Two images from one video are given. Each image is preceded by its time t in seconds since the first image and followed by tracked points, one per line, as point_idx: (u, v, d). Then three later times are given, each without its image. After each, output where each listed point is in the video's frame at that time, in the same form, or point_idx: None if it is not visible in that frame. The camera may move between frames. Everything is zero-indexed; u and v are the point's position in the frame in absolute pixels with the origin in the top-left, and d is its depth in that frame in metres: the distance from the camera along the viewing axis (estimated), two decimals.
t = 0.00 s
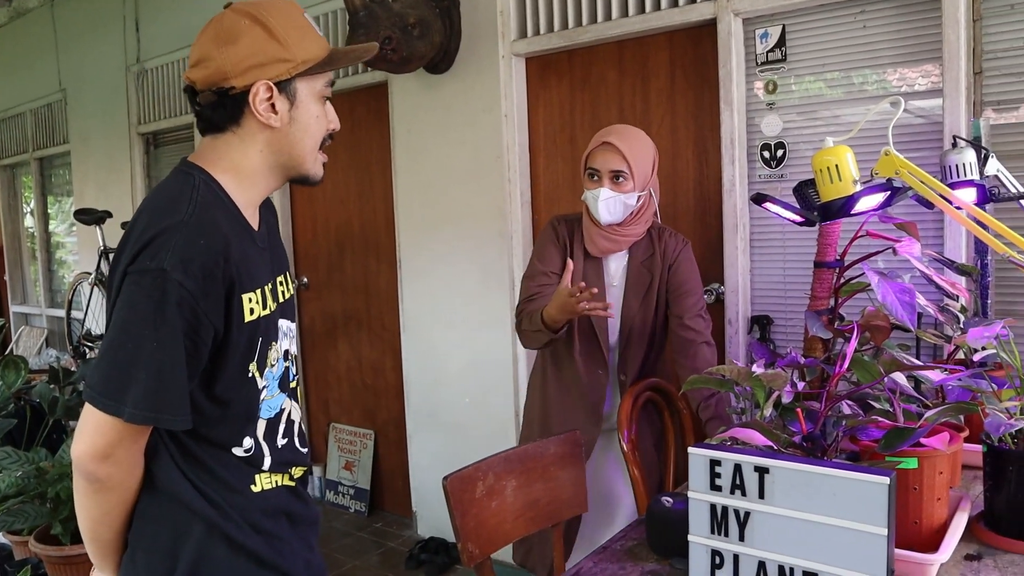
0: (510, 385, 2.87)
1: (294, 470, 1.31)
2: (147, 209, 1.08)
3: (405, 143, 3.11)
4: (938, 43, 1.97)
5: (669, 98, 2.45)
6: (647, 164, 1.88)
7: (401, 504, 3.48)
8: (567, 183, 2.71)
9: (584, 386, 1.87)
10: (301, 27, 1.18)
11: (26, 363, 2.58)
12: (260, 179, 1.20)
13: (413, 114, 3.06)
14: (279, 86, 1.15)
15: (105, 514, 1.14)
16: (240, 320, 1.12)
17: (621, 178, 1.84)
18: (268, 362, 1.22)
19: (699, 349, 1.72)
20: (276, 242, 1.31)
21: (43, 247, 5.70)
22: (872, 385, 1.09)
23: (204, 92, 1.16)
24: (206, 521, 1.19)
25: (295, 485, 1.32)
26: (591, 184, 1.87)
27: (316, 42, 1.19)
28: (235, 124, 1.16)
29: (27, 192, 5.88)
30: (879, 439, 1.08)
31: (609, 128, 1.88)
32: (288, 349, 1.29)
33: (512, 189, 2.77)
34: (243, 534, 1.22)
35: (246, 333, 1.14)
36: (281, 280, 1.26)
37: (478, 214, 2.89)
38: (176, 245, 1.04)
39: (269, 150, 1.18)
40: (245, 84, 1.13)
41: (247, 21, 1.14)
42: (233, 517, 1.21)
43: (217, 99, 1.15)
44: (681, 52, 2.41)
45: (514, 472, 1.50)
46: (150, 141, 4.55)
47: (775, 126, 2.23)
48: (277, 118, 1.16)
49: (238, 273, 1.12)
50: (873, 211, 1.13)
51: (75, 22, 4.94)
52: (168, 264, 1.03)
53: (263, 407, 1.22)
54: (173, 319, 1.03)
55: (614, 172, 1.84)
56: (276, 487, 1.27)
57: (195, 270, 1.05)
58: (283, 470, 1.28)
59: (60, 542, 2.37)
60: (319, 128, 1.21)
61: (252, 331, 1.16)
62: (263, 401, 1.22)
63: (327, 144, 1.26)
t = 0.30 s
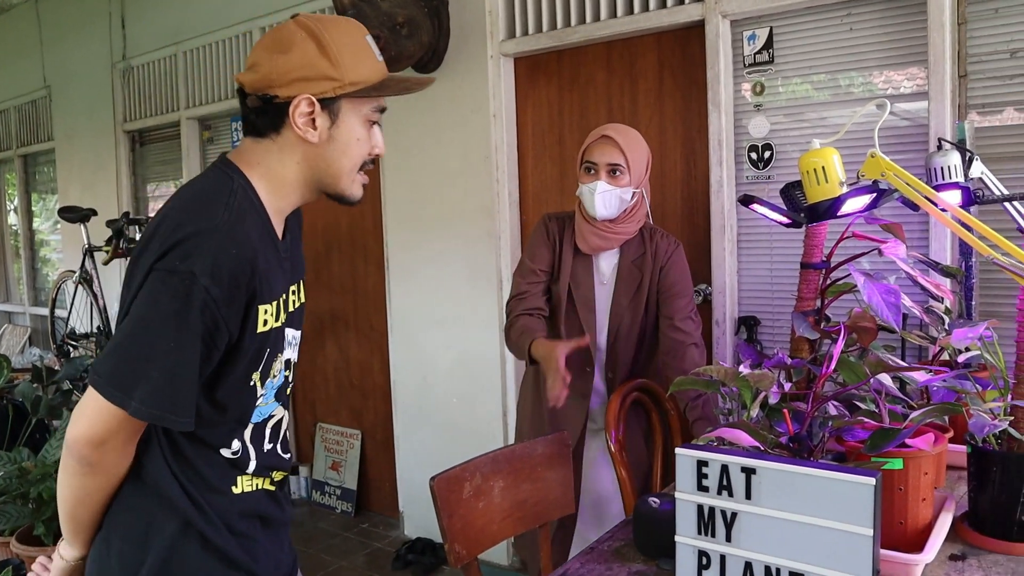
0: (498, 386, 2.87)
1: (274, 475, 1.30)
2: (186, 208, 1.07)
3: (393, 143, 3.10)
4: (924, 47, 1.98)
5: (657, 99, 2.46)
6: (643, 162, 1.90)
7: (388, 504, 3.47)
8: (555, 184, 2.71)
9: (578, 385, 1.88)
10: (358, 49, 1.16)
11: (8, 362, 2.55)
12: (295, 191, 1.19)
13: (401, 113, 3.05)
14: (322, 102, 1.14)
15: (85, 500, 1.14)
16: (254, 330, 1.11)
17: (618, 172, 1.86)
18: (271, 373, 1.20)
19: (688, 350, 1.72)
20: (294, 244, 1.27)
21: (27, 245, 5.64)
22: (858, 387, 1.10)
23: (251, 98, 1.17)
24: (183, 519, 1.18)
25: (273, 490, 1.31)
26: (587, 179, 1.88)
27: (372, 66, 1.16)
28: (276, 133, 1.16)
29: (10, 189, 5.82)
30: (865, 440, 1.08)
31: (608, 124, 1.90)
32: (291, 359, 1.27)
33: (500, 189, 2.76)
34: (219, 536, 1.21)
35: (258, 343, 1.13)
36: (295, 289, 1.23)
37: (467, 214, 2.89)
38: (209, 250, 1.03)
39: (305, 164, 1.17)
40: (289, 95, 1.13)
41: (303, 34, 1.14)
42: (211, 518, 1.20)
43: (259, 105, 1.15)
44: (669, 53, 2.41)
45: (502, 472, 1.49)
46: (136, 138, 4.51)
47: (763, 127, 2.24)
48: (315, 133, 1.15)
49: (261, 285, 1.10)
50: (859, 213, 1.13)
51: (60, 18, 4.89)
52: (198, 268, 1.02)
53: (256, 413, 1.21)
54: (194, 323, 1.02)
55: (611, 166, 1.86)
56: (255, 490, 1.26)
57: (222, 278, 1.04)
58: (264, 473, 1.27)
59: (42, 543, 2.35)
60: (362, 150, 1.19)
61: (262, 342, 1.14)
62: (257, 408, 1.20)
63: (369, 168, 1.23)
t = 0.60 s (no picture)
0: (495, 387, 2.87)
1: (276, 475, 1.29)
2: (225, 211, 1.07)
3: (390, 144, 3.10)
4: (921, 50, 1.99)
5: (654, 102, 2.46)
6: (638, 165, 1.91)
7: (384, 506, 3.47)
8: (552, 186, 2.71)
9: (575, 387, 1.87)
10: (422, 87, 1.16)
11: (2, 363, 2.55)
12: (336, 210, 1.19)
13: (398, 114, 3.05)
14: (376, 131, 1.14)
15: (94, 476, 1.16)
16: (275, 338, 1.12)
17: (618, 175, 1.86)
18: (286, 380, 1.20)
19: (684, 351, 1.73)
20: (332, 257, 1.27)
21: (21, 246, 5.61)
22: (855, 389, 1.10)
23: (313, 112, 1.18)
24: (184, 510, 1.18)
25: (274, 490, 1.30)
26: (585, 181, 1.88)
27: (431, 104, 1.16)
28: (328, 151, 1.16)
29: (5, 189, 5.80)
30: (862, 442, 1.08)
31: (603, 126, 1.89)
32: (310, 367, 1.27)
33: (497, 190, 2.76)
34: (215, 530, 1.20)
35: (277, 350, 1.14)
36: (323, 301, 1.22)
37: (464, 216, 2.88)
38: (243, 256, 1.04)
39: (350, 186, 1.17)
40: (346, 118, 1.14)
41: (371, 61, 1.14)
42: (211, 512, 1.19)
43: (318, 121, 1.17)
44: (666, 56, 2.42)
45: (498, 475, 1.50)
46: (131, 138, 4.50)
47: (760, 130, 2.24)
48: (363, 160, 1.15)
49: (289, 296, 1.11)
50: (857, 215, 1.14)
51: (55, 17, 4.87)
52: (231, 274, 1.02)
53: (268, 416, 1.21)
54: (222, 327, 1.02)
55: (611, 170, 1.85)
56: (256, 489, 1.25)
57: (254, 286, 1.05)
58: (267, 474, 1.26)
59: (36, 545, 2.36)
60: (408, 183, 1.18)
61: (281, 350, 1.15)
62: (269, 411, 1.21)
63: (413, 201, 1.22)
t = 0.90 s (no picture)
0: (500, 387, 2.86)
1: (302, 459, 1.36)
2: (252, 204, 1.16)
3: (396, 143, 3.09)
4: (929, 49, 1.98)
5: (661, 101, 2.45)
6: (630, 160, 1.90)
7: (390, 506, 3.46)
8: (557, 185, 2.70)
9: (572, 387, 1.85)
10: (443, 85, 1.22)
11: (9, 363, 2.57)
12: (366, 203, 1.26)
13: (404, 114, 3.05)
14: (400, 129, 1.21)
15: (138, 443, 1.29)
16: (292, 321, 1.20)
17: (618, 173, 1.84)
18: (309, 366, 1.28)
19: (687, 345, 1.73)
20: (374, 261, 1.36)
21: (28, 246, 5.63)
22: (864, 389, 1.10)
23: (343, 113, 1.27)
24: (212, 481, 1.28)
25: (300, 473, 1.37)
26: (584, 177, 1.84)
27: (452, 101, 1.22)
28: (357, 149, 1.24)
29: (12, 190, 5.81)
30: (871, 443, 1.06)
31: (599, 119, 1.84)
32: (343, 358, 1.35)
33: (503, 190, 2.76)
34: (239, 502, 1.29)
35: (294, 334, 1.21)
36: (356, 296, 1.32)
37: (470, 215, 2.88)
38: (259, 243, 1.12)
39: (378, 181, 1.24)
40: (371, 118, 1.21)
41: (394, 63, 1.22)
42: (236, 485, 1.29)
43: (348, 122, 1.25)
44: (673, 56, 2.41)
45: (505, 475, 1.49)
46: (138, 138, 4.51)
47: (767, 129, 2.23)
48: (389, 155, 1.22)
49: (304, 281, 1.18)
50: (866, 214, 1.12)
51: (62, 18, 4.88)
52: (245, 257, 1.11)
53: (296, 402, 1.30)
54: (236, 306, 1.11)
55: (612, 167, 1.82)
56: (281, 469, 1.33)
57: (268, 269, 1.13)
58: (291, 456, 1.34)
59: (43, 544, 2.39)
60: (434, 178, 1.24)
61: (300, 335, 1.22)
62: (297, 397, 1.29)
63: (441, 195, 1.28)
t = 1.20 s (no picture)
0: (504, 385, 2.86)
1: (323, 443, 1.44)
2: (245, 196, 1.26)
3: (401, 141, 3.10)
4: (936, 47, 1.97)
5: (666, 99, 2.45)
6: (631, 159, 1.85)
7: (394, 503, 3.47)
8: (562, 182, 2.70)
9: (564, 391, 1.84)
10: (415, 64, 1.29)
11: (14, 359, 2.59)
12: (356, 184, 1.33)
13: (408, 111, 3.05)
14: (378, 108, 1.27)
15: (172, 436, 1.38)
16: (292, 300, 1.28)
17: (619, 172, 1.79)
18: (318, 346, 1.36)
19: (677, 351, 1.73)
20: (382, 248, 1.47)
21: (35, 242, 5.65)
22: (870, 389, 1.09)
23: (324, 104, 1.34)
24: (240, 467, 1.36)
25: (322, 456, 1.45)
26: (583, 175, 1.79)
27: (425, 77, 1.29)
28: (342, 135, 1.31)
29: (19, 186, 5.83)
30: (878, 443, 1.06)
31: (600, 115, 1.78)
32: (358, 342, 1.44)
33: (508, 188, 2.76)
34: (267, 483, 1.38)
35: (297, 314, 1.30)
36: (364, 280, 1.42)
37: (474, 213, 2.88)
38: (250, 227, 1.22)
39: (365, 163, 1.31)
40: (350, 102, 1.28)
41: (366, 49, 1.29)
42: (262, 466, 1.38)
43: (330, 111, 1.32)
44: (678, 54, 2.40)
45: (509, 473, 1.49)
46: (144, 135, 4.51)
47: (773, 127, 2.23)
48: (372, 135, 1.28)
49: (298, 261, 1.27)
50: (874, 214, 1.12)
51: (68, 15, 4.89)
52: (237, 241, 1.21)
53: (315, 385, 1.38)
54: (233, 287, 1.21)
55: (613, 166, 1.78)
56: (303, 452, 1.42)
57: (259, 251, 1.22)
58: (313, 439, 1.42)
59: (48, 539, 2.41)
60: (418, 152, 1.30)
61: (302, 315, 1.31)
62: (315, 379, 1.38)
63: (429, 169, 1.34)
